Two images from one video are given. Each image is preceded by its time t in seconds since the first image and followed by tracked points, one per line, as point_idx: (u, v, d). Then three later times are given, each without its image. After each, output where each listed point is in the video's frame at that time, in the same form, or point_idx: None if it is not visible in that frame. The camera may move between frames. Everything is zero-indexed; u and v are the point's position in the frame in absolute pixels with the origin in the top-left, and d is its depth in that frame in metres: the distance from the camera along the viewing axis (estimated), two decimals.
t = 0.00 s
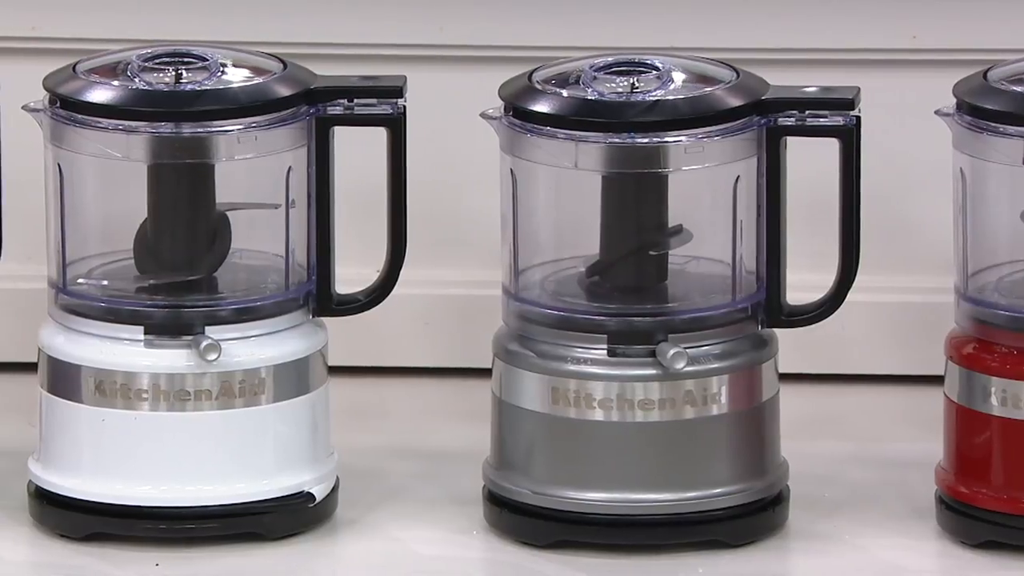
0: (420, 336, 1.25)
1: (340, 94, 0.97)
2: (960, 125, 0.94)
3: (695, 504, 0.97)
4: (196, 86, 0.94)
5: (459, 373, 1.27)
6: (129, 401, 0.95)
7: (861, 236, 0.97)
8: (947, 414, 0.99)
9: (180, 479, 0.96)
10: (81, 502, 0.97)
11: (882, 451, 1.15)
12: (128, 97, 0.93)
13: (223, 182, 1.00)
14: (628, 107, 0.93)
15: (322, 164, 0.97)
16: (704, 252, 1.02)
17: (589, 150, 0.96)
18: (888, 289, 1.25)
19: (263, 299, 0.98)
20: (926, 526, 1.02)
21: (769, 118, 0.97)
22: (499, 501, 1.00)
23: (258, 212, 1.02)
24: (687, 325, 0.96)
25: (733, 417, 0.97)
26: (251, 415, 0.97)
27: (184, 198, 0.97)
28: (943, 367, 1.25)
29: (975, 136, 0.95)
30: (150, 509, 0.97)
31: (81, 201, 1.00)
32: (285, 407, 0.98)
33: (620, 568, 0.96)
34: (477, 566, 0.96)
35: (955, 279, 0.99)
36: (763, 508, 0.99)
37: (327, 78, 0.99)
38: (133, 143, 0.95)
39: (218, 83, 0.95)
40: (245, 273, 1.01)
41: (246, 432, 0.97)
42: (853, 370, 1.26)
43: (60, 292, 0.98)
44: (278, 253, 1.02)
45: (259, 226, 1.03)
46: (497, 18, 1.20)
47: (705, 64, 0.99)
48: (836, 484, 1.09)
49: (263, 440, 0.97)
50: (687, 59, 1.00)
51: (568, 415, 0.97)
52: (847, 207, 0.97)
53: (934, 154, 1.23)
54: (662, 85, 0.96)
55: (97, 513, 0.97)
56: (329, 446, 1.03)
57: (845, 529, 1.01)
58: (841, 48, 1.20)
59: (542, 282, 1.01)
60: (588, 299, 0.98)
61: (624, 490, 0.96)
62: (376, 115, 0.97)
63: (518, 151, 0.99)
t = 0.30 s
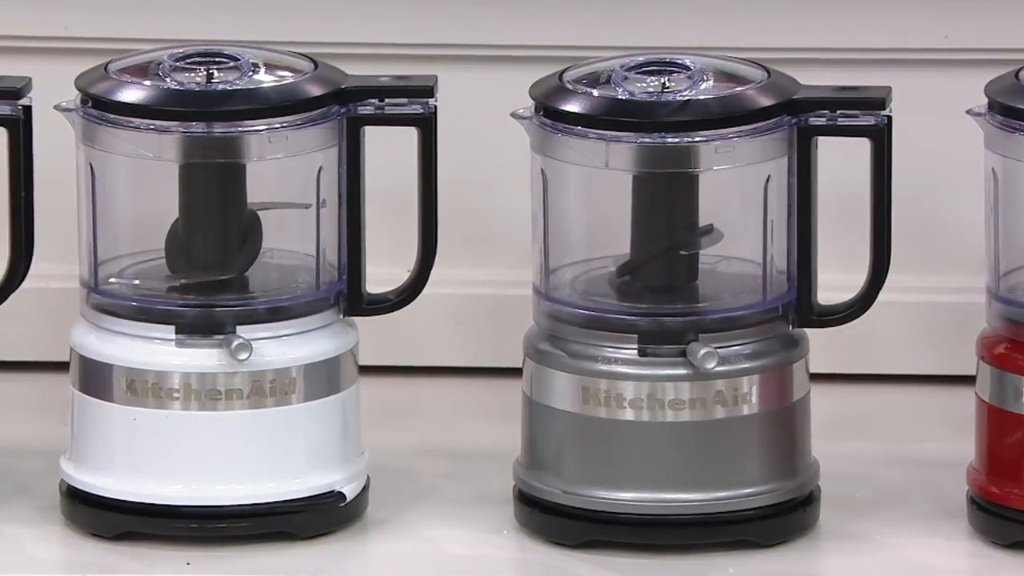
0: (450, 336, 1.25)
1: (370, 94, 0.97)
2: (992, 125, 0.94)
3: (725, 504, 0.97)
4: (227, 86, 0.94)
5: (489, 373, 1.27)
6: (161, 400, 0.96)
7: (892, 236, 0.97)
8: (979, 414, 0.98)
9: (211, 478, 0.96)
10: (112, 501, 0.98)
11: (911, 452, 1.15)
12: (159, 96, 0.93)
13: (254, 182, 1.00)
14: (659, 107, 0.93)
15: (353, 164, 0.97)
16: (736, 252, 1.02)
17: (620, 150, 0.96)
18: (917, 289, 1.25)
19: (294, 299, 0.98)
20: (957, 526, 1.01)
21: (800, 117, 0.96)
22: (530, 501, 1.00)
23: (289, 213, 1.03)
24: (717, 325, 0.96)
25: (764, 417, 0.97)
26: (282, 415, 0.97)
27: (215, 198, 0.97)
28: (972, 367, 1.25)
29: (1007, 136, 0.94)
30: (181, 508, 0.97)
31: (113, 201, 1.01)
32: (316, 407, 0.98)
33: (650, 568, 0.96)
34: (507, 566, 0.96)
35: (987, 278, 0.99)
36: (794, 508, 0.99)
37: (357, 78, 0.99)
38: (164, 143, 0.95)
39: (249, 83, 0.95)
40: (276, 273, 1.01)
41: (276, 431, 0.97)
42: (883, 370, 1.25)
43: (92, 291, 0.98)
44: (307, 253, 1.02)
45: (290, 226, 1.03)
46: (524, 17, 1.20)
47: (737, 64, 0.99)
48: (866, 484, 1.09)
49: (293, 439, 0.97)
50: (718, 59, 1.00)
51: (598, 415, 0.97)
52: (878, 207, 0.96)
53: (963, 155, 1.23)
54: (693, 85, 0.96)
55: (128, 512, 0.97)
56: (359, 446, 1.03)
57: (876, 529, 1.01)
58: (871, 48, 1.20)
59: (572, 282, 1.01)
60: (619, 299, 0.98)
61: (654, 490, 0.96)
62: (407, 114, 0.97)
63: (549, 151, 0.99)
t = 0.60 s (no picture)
0: (486, 335, 1.26)
1: (406, 93, 0.97)
2: None
3: (761, 504, 0.97)
4: (263, 86, 0.94)
5: (524, 372, 1.28)
6: (197, 399, 0.96)
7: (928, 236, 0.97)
8: (1015, 414, 0.98)
9: (247, 478, 0.97)
10: (148, 500, 0.98)
11: (945, 451, 1.14)
12: (196, 96, 0.93)
13: (290, 181, 1.01)
14: (694, 107, 0.93)
15: (388, 163, 0.97)
16: (771, 252, 1.02)
17: (655, 150, 0.96)
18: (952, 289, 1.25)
19: (329, 298, 0.98)
20: (993, 527, 1.01)
21: (836, 117, 0.96)
22: (565, 500, 1.00)
23: (325, 212, 1.03)
24: (753, 325, 0.96)
25: (800, 418, 0.97)
26: (317, 415, 0.97)
27: (251, 198, 0.97)
28: (1006, 367, 1.25)
29: None
30: (217, 507, 0.97)
31: (149, 201, 1.01)
32: (352, 407, 0.98)
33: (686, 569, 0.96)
34: (543, 566, 0.96)
35: None
36: (831, 508, 0.99)
37: (393, 78, 0.99)
38: (200, 143, 0.96)
39: (285, 83, 0.95)
40: (312, 272, 1.01)
41: (312, 431, 0.97)
42: (918, 369, 1.26)
43: (128, 290, 0.99)
44: (343, 253, 1.02)
45: (326, 226, 1.03)
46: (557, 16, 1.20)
47: (773, 64, 0.99)
48: (902, 484, 1.09)
49: (329, 439, 0.97)
50: (754, 59, 0.99)
51: (634, 415, 0.96)
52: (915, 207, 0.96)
53: (998, 155, 1.22)
54: (728, 85, 0.96)
55: (164, 511, 0.98)
56: (395, 446, 1.03)
57: (912, 529, 1.01)
58: (906, 48, 1.20)
59: (607, 282, 1.01)
60: (654, 299, 0.98)
61: (690, 490, 0.96)
62: (443, 114, 0.97)
63: (584, 151, 0.99)
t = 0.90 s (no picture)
0: (523, 335, 1.26)
1: (442, 93, 0.97)
2: None
3: (798, 504, 0.97)
4: (300, 85, 0.94)
5: (561, 372, 1.28)
6: (234, 399, 0.96)
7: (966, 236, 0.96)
8: None
9: (284, 477, 0.97)
10: (186, 499, 0.98)
11: (982, 451, 1.14)
12: (233, 96, 0.93)
13: (327, 181, 1.01)
14: (732, 107, 0.93)
15: (424, 162, 0.97)
16: (807, 252, 1.02)
17: (692, 150, 0.96)
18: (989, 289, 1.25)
19: (366, 298, 0.98)
20: None
21: (873, 117, 0.96)
22: (601, 500, 1.00)
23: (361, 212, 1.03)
24: (790, 325, 0.96)
25: (837, 418, 0.97)
26: (354, 414, 0.97)
27: (288, 197, 0.97)
28: None
29: None
30: (255, 506, 0.97)
31: (186, 200, 1.01)
32: (389, 406, 0.98)
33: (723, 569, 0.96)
34: (580, 566, 0.96)
35: None
36: (868, 508, 0.99)
37: (430, 77, 0.99)
38: (238, 143, 0.96)
39: (322, 83, 0.95)
40: (348, 272, 1.01)
41: (350, 430, 0.97)
42: (955, 369, 1.26)
43: (165, 290, 0.99)
44: (380, 253, 1.02)
45: (362, 225, 1.03)
46: (592, 15, 1.20)
47: (811, 64, 0.99)
48: (938, 484, 1.08)
49: (366, 438, 0.98)
50: (791, 59, 0.99)
51: (670, 415, 0.96)
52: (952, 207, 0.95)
53: None
54: (765, 84, 0.96)
55: (202, 510, 0.98)
56: (432, 445, 1.03)
57: (949, 529, 1.01)
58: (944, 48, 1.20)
59: (644, 282, 1.01)
60: (691, 299, 0.98)
61: (727, 490, 0.96)
62: (479, 114, 0.97)
63: (621, 150, 0.99)
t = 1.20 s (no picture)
0: (562, 334, 1.26)
1: (481, 93, 0.97)
2: None
3: (838, 504, 0.97)
4: (340, 85, 0.94)
5: (600, 372, 1.28)
6: (273, 398, 0.96)
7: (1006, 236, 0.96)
8: None
9: (323, 476, 0.97)
10: (225, 498, 0.98)
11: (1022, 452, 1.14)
12: (273, 96, 0.93)
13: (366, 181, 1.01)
14: (771, 106, 0.93)
15: (463, 162, 0.97)
16: (847, 252, 1.02)
17: (732, 149, 0.96)
18: None
19: (404, 298, 0.98)
20: None
21: (913, 117, 0.95)
22: (640, 500, 1.00)
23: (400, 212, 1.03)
24: (829, 325, 0.96)
25: (877, 417, 0.97)
26: (393, 413, 0.97)
27: (328, 197, 0.97)
28: None
29: None
30: (294, 505, 0.97)
31: (226, 200, 1.01)
32: (427, 406, 0.98)
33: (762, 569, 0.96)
34: (619, 566, 0.96)
35: None
36: (908, 508, 0.99)
37: (469, 77, 0.99)
38: (277, 142, 0.96)
39: (361, 83, 0.95)
40: (387, 271, 1.01)
41: (389, 430, 0.97)
42: (995, 369, 1.26)
43: (206, 289, 0.99)
44: (419, 252, 1.02)
45: (402, 225, 1.03)
46: (629, 15, 1.20)
47: (850, 64, 0.99)
48: (978, 485, 1.08)
49: (405, 438, 0.98)
50: (831, 59, 0.99)
51: (709, 415, 0.96)
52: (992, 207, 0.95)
53: None
54: (805, 84, 0.95)
55: (242, 509, 0.98)
56: (470, 444, 1.03)
57: (989, 530, 1.01)
58: (984, 47, 1.19)
59: (683, 281, 1.01)
60: (730, 299, 0.98)
61: (766, 490, 0.96)
62: (518, 114, 0.97)
63: (660, 150, 0.99)
